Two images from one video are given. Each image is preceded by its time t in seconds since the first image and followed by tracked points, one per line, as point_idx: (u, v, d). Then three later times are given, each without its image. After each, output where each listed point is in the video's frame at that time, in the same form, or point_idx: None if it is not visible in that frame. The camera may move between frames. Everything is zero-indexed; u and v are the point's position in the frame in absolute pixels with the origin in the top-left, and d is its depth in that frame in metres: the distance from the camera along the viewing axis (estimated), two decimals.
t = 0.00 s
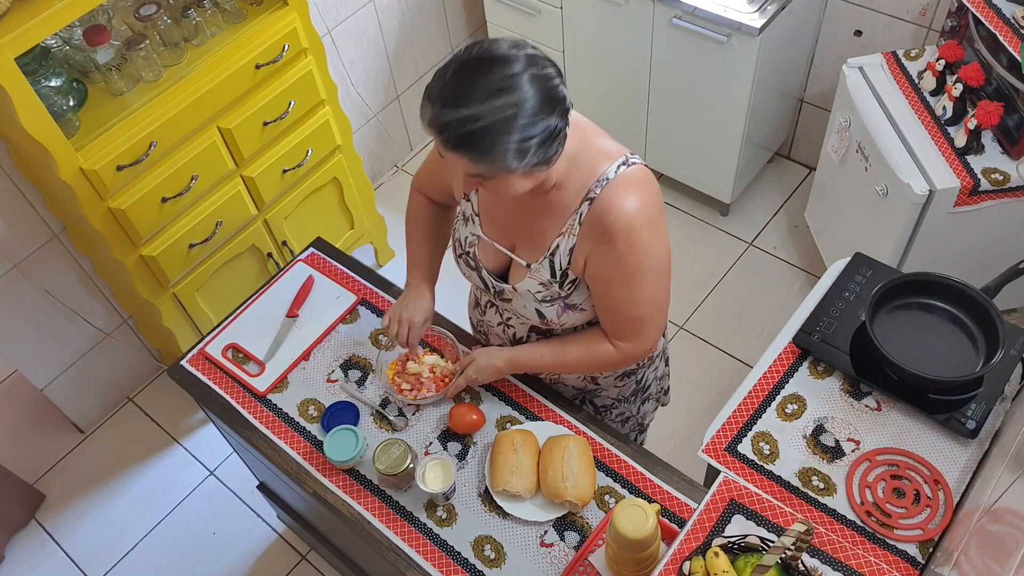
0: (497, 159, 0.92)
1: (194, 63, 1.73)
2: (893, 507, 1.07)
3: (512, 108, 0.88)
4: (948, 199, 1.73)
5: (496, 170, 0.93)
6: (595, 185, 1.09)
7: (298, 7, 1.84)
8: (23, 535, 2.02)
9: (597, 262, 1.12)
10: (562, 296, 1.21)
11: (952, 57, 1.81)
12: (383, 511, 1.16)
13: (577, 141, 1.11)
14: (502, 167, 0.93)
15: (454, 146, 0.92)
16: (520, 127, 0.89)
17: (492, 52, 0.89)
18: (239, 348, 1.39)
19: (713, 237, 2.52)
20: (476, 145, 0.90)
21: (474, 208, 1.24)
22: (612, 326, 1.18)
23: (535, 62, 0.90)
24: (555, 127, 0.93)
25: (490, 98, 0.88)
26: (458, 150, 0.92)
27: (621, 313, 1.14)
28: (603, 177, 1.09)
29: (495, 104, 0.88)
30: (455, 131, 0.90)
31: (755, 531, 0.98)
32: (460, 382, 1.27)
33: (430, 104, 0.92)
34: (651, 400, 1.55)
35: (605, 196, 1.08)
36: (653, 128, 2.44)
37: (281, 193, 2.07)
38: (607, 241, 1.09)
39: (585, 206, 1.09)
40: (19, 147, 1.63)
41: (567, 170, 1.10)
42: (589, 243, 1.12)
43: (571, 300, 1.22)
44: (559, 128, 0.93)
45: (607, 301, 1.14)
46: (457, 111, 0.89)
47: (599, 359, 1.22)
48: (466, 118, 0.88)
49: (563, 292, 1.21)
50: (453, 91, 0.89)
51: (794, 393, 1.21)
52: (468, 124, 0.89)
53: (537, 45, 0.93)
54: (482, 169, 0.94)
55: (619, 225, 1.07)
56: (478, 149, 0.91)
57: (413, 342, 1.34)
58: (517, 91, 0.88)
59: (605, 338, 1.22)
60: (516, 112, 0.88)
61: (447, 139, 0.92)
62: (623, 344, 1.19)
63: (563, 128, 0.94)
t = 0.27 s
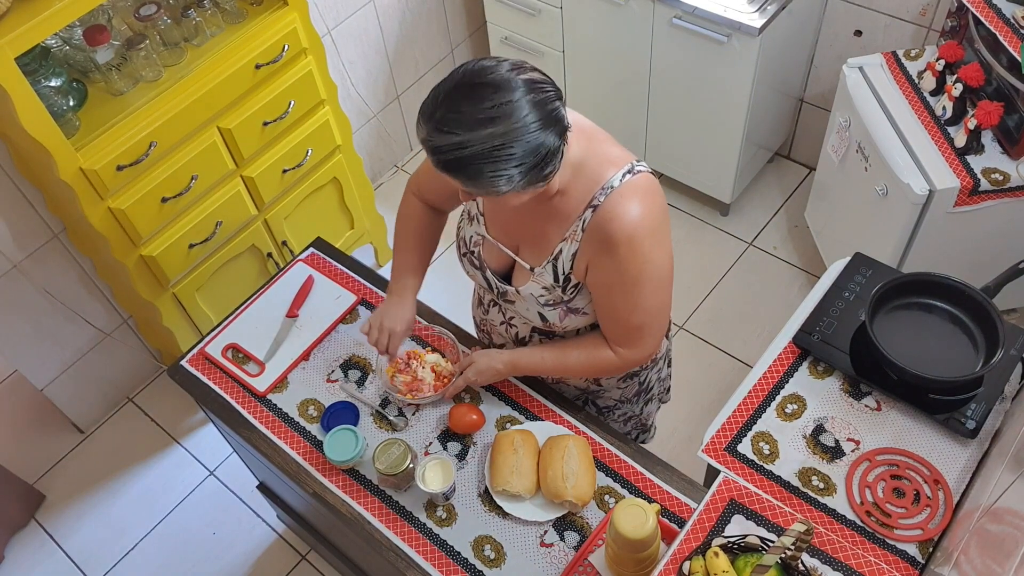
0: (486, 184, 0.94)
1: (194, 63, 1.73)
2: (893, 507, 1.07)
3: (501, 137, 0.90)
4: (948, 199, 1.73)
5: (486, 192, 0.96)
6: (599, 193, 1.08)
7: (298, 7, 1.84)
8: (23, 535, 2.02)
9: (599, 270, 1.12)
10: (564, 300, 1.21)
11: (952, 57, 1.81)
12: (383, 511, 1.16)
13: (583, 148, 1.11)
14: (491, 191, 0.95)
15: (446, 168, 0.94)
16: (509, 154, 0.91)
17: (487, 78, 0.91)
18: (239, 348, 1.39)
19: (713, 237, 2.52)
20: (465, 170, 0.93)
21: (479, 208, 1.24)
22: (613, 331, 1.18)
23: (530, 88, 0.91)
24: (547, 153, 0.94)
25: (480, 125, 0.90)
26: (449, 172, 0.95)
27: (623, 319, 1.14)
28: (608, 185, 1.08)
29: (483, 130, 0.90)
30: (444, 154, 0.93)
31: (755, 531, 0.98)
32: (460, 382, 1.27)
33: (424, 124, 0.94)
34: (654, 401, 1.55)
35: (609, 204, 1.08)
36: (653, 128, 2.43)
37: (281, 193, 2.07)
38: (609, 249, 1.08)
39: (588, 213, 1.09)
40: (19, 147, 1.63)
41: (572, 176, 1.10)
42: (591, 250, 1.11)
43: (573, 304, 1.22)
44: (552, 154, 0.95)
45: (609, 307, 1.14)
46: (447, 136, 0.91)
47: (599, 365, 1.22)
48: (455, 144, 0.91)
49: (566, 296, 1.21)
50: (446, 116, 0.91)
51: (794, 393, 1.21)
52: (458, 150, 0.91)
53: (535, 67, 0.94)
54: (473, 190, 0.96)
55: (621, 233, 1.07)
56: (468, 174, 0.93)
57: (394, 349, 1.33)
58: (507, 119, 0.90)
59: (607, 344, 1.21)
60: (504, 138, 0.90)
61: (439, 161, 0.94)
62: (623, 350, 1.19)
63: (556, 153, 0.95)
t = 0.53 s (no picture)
0: (489, 196, 0.94)
1: (193, 63, 1.73)
2: (893, 507, 1.07)
3: (503, 149, 0.90)
4: (947, 199, 1.73)
5: (490, 204, 0.96)
6: (601, 198, 1.08)
7: (297, 7, 1.84)
8: (23, 535, 2.02)
9: (599, 274, 1.11)
10: (566, 304, 1.21)
11: (951, 56, 1.81)
12: (383, 512, 1.16)
13: (585, 152, 1.12)
14: (495, 202, 0.95)
15: (449, 181, 0.94)
16: (512, 165, 0.91)
17: (487, 90, 0.91)
18: (239, 348, 1.39)
19: (712, 237, 2.52)
20: (469, 182, 0.93)
21: (482, 213, 1.25)
22: (614, 336, 1.18)
23: (531, 98, 0.91)
24: (549, 163, 0.94)
25: (482, 138, 0.90)
26: (452, 185, 0.95)
27: (624, 323, 1.14)
28: (610, 190, 1.08)
29: (485, 143, 0.90)
30: (446, 167, 0.93)
31: (755, 531, 0.98)
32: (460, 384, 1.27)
33: (425, 137, 0.95)
34: (655, 404, 1.55)
35: (610, 209, 1.07)
36: (652, 128, 2.43)
37: (280, 193, 2.07)
38: (610, 253, 1.08)
39: (590, 218, 1.09)
40: (18, 147, 1.63)
41: (575, 181, 1.10)
42: (592, 254, 1.11)
43: (575, 309, 1.22)
44: (554, 163, 0.95)
45: (609, 311, 1.14)
46: (450, 150, 0.91)
47: (600, 370, 1.22)
48: (458, 158, 0.91)
49: (568, 301, 1.21)
50: (447, 129, 0.91)
51: (794, 393, 1.21)
52: (461, 164, 0.91)
53: (535, 76, 0.94)
54: (477, 201, 0.97)
55: (622, 237, 1.06)
56: (471, 186, 0.93)
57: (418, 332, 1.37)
58: (510, 131, 0.90)
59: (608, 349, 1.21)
60: (506, 151, 0.90)
61: (442, 174, 0.94)
62: (623, 355, 1.19)
63: (558, 161, 0.95)
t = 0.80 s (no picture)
0: (493, 196, 0.94)
1: (195, 63, 1.73)
2: (893, 508, 1.07)
3: (507, 148, 0.90)
4: (949, 199, 1.73)
5: (494, 204, 0.96)
6: (605, 200, 1.08)
7: (299, 7, 1.84)
8: (24, 534, 2.02)
9: (601, 277, 1.11)
10: (567, 306, 1.21)
11: (953, 57, 1.81)
12: (383, 512, 1.16)
13: (591, 154, 1.12)
14: (499, 203, 0.95)
15: (453, 182, 0.94)
16: (516, 165, 0.91)
17: (491, 91, 0.91)
18: (239, 348, 1.39)
19: (713, 238, 2.52)
20: (473, 182, 0.93)
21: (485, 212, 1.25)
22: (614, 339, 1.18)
23: (535, 98, 0.92)
24: (554, 163, 0.94)
25: (486, 138, 0.90)
26: (456, 186, 0.95)
27: (626, 326, 1.14)
28: (614, 193, 1.08)
29: (489, 143, 0.90)
30: (450, 168, 0.93)
31: (755, 531, 0.98)
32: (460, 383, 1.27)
33: (429, 138, 0.95)
34: (658, 410, 1.54)
35: (614, 211, 1.07)
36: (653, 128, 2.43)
37: (282, 193, 2.07)
38: (613, 256, 1.08)
39: (594, 220, 1.09)
40: (20, 147, 1.63)
41: (579, 182, 1.10)
42: (595, 256, 1.11)
43: (576, 311, 1.22)
44: (559, 163, 0.94)
45: (610, 313, 1.14)
46: (454, 151, 0.92)
47: (600, 373, 1.22)
48: (461, 158, 0.91)
49: (569, 303, 1.21)
50: (451, 130, 0.92)
51: (795, 393, 1.21)
52: (465, 164, 0.91)
53: (539, 77, 0.94)
54: (481, 203, 0.96)
55: (626, 240, 1.06)
56: (475, 187, 0.93)
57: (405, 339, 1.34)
58: (514, 130, 0.90)
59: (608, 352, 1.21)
60: (510, 150, 0.90)
61: (446, 175, 0.94)
62: (623, 359, 1.19)
63: (563, 162, 0.95)
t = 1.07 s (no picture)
0: (491, 187, 0.93)
1: (193, 63, 1.73)
2: (893, 507, 1.07)
3: (507, 139, 0.90)
4: (948, 199, 1.73)
5: (491, 197, 0.95)
6: (605, 202, 1.08)
7: (298, 7, 1.84)
8: (23, 535, 2.02)
9: (600, 279, 1.11)
10: (565, 308, 1.21)
11: (952, 56, 1.81)
12: (383, 512, 1.16)
13: (592, 155, 1.12)
14: (496, 195, 0.95)
15: (451, 172, 0.94)
16: (515, 156, 0.91)
17: (493, 81, 0.91)
18: (239, 348, 1.39)
19: (712, 237, 2.52)
20: (470, 172, 0.93)
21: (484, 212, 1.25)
22: (612, 341, 1.18)
23: (536, 91, 0.92)
24: (553, 157, 0.94)
25: (485, 127, 0.90)
26: (454, 176, 0.95)
27: (625, 328, 1.13)
28: (615, 194, 1.08)
29: (488, 133, 0.90)
30: (449, 157, 0.93)
31: (755, 531, 0.98)
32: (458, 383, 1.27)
33: (429, 128, 0.95)
34: (658, 411, 1.54)
35: (614, 213, 1.08)
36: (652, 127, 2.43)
37: (280, 193, 2.07)
38: (612, 258, 1.08)
39: (593, 221, 1.09)
40: (19, 147, 1.63)
41: (580, 183, 1.10)
42: (594, 258, 1.11)
43: (574, 313, 1.22)
44: (558, 157, 0.94)
45: (609, 315, 1.14)
46: (453, 139, 0.91)
47: (598, 376, 1.22)
48: (460, 147, 0.91)
49: (567, 304, 1.21)
50: (451, 119, 0.91)
51: (794, 393, 1.21)
52: (464, 153, 0.91)
53: (541, 71, 0.94)
54: (478, 194, 0.96)
55: (625, 242, 1.06)
56: (473, 177, 0.93)
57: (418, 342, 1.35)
58: (514, 121, 0.90)
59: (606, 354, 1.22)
60: (509, 141, 0.90)
61: (444, 165, 0.94)
62: (620, 362, 1.19)
63: (562, 157, 0.95)
